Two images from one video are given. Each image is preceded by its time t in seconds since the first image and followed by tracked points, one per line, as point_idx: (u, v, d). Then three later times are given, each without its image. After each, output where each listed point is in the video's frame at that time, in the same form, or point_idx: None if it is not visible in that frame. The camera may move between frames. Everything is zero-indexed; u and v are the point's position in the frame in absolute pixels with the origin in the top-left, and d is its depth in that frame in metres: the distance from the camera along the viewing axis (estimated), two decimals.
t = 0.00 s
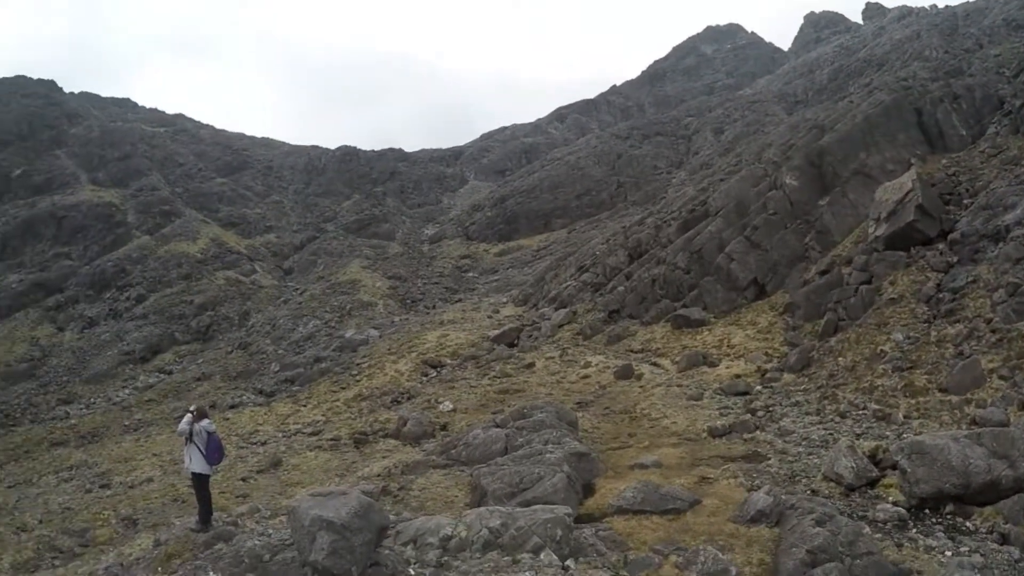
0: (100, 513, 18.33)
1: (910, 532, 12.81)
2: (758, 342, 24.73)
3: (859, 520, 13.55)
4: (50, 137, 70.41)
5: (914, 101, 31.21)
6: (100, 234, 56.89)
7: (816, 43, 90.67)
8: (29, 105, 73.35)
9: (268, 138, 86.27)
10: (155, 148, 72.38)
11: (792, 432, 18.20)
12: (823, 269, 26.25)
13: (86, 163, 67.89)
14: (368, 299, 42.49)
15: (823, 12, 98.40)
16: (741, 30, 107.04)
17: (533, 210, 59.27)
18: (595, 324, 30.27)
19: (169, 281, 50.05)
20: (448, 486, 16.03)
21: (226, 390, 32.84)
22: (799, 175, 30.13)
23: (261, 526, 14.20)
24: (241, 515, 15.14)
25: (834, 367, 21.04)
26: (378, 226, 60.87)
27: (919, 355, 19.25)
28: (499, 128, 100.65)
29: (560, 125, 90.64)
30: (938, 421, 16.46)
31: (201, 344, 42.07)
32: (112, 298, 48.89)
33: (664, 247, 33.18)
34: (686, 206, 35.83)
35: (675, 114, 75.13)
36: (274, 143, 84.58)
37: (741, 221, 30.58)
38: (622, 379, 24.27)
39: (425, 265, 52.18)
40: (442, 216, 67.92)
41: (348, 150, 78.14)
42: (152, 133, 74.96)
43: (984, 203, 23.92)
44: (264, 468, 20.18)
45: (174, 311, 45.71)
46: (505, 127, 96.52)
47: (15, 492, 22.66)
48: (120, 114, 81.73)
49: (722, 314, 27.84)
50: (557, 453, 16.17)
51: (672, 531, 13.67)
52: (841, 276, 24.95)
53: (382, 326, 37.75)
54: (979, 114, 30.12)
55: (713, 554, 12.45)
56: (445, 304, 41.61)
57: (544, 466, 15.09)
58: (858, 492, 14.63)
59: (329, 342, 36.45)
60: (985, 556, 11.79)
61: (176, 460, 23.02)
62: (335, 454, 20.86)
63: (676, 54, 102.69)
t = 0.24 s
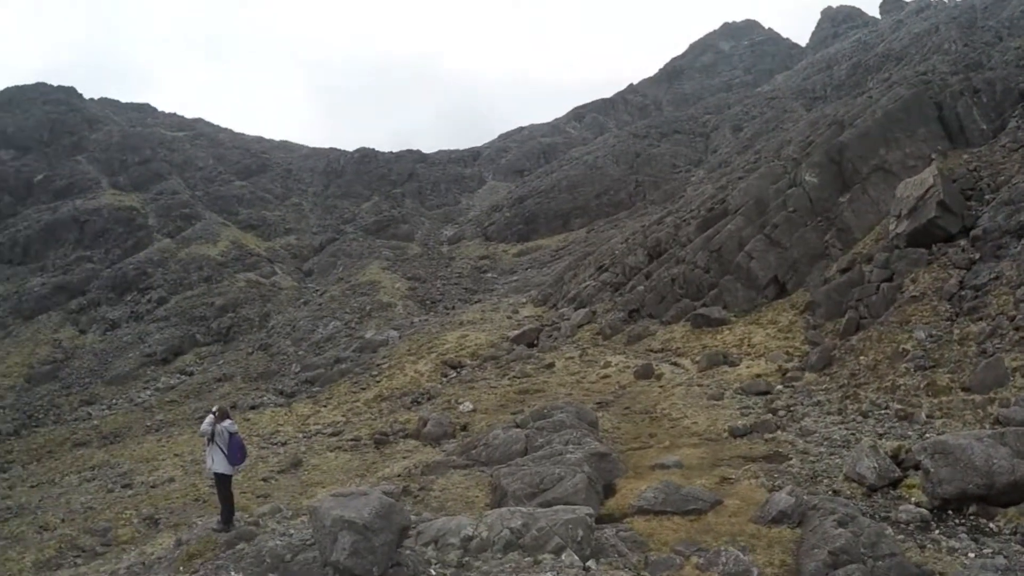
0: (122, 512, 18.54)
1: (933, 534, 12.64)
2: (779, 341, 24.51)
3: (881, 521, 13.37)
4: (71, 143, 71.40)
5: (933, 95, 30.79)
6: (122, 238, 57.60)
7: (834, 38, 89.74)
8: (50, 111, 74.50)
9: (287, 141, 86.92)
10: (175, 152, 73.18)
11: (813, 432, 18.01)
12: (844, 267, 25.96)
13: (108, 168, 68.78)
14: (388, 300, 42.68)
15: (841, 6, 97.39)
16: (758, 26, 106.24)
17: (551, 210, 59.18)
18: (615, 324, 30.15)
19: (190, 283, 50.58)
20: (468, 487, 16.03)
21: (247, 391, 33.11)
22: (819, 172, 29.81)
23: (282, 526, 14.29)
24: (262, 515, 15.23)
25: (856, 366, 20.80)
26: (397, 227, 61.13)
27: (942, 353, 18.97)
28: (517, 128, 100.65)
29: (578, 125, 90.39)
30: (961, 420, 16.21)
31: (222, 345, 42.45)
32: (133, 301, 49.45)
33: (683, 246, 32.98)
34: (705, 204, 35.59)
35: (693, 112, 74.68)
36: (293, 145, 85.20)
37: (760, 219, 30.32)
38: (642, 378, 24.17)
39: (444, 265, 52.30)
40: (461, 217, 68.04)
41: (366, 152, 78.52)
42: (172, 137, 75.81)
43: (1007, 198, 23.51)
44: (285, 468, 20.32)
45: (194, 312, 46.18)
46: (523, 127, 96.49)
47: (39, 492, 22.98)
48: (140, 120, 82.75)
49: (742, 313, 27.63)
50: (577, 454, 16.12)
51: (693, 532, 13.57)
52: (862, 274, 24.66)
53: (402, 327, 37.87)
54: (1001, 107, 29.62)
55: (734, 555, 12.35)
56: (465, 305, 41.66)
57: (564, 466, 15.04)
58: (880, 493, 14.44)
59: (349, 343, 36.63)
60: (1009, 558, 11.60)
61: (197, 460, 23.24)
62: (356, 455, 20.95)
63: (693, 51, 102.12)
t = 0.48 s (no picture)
0: (147, 509, 18.78)
1: (958, 533, 12.47)
2: (802, 336, 24.27)
3: (905, 519, 13.21)
4: (93, 147, 72.44)
5: (955, 84, 30.29)
6: (145, 239, 58.32)
7: (855, 28, 88.54)
8: (73, 116, 75.64)
9: (307, 141, 87.52)
10: (197, 154, 73.96)
11: (837, 428, 17.82)
12: (867, 261, 25.64)
13: (131, 171, 69.68)
14: (410, 298, 42.85)
15: None
16: (777, 18, 105.17)
17: (572, 206, 59.05)
18: (637, 320, 30.04)
19: (213, 283, 51.13)
20: (491, 483, 16.07)
21: (270, 390, 33.41)
22: (841, 165, 29.44)
23: (306, 523, 14.39)
24: (286, 512, 15.34)
25: (880, 361, 20.54)
26: (418, 225, 61.34)
27: (967, 348, 18.66)
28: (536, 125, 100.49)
29: (597, 121, 90.12)
30: (987, 417, 15.94)
31: (245, 344, 42.86)
32: (157, 301, 50.05)
33: (705, 241, 32.76)
34: (726, 199, 35.29)
35: (713, 106, 74.08)
36: (312, 146, 85.75)
37: (782, 213, 30.03)
38: (664, 374, 24.05)
39: (466, 263, 52.37)
40: (481, 215, 68.11)
41: (386, 151, 78.85)
42: (193, 140, 76.64)
43: None
44: (308, 465, 20.47)
45: (218, 312, 46.64)
46: (541, 124, 96.34)
47: (66, 489, 23.34)
48: (161, 123, 83.74)
49: (765, 308, 27.38)
50: (600, 450, 16.09)
51: (716, 529, 13.49)
52: (886, 268, 24.33)
53: (424, 325, 38.00)
54: None
55: (758, 552, 12.26)
56: (486, 302, 41.70)
57: (586, 463, 15.00)
58: (904, 490, 14.25)
59: (371, 341, 36.82)
60: None
61: (221, 457, 23.48)
62: (379, 452, 21.07)
63: (712, 45, 101.34)
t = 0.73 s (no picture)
0: (166, 507, 18.94)
1: (978, 533, 12.32)
2: (820, 333, 24.06)
3: (924, 518, 13.07)
4: (111, 149, 73.22)
5: (973, 77, 29.88)
6: (163, 240, 58.87)
7: (872, 21, 87.64)
8: (90, 119, 76.49)
9: (323, 142, 87.96)
10: (214, 156, 74.54)
11: (856, 426, 17.64)
12: (886, 257, 25.37)
13: (148, 172, 70.35)
14: (426, 296, 42.96)
15: None
16: (793, 13, 104.37)
17: (588, 204, 58.91)
18: (654, 317, 29.90)
19: (231, 283, 51.53)
20: (509, 482, 16.06)
21: (289, 388, 33.63)
22: (858, 160, 29.14)
23: (324, 521, 14.44)
24: (305, 510, 15.40)
25: (898, 359, 20.32)
26: (434, 224, 61.47)
27: (987, 345, 18.41)
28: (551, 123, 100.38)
29: (612, 118, 89.87)
30: (1008, 415, 15.71)
31: (263, 344, 43.16)
32: (175, 301, 50.49)
33: (722, 238, 32.55)
34: (743, 196, 35.04)
35: (729, 102, 73.62)
36: (328, 146, 86.17)
37: (800, 210, 29.77)
38: (681, 372, 23.94)
39: (482, 262, 52.42)
40: (497, 213, 68.13)
41: (402, 151, 79.09)
42: (210, 142, 77.27)
43: None
44: (327, 463, 20.57)
45: (236, 312, 46.99)
46: (557, 122, 96.23)
47: (86, 487, 23.59)
48: (178, 125, 84.49)
49: (782, 305, 27.16)
50: (618, 448, 16.03)
51: (734, 528, 13.41)
52: (905, 265, 24.07)
53: (441, 323, 38.08)
54: None
55: (776, 551, 12.16)
56: (503, 301, 41.71)
57: (604, 461, 14.95)
58: (923, 489, 14.10)
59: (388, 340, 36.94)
60: None
61: (239, 456, 23.65)
62: (397, 450, 21.12)
63: (727, 41, 100.75)
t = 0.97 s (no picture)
0: (181, 501, 19.09)
1: (994, 534, 12.18)
2: (837, 331, 23.86)
3: (939, 519, 12.94)
4: (127, 147, 73.87)
5: (992, 72, 29.48)
6: (179, 237, 59.32)
7: (889, 15, 86.76)
8: (107, 117, 77.19)
9: (338, 138, 88.29)
10: (229, 153, 75.01)
11: (871, 426, 17.49)
12: (903, 255, 25.11)
13: (164, 169, 70.88)
14: (441, 293, 43.05)
15: None
16: (809, 8, 103.54)
17: (603, 200, 58.74)
18: (669, 314, 29.79)
19: (247, 279, 51.87)
20: (523, 478, 16.07)
21: (304, 384, 33.83)
22: (875, 157, 28.85)
23: (339, 515, 14.50)
24: (320, 505, 15.47)
25: (915, 358, 20.12)
26: (450, 221, 61.55)
27: (1005, 344, 18.17)
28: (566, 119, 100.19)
29: (627, 114, 89.57)
30: None
31: (278, 339, 43.43)
32: (191, 297, 50.87)
33: (737, 235, 32.35)
34: (759, 192, 34.80)
35: (744, 98, 73.15)
36: (343, 142, 86.48)
37: (816, 206, 29.53)
38: (697, 370, 23.84)
39: (497, 258, 52.44)
40: (512, 210, 68.12)
41: (417, 147, 79.21)
42: (226, 139, 77.77)
43: None
44: (341, 458, 20.67)
45: (251, 308, 47.27)
46: (571, 118, 96.04)
47: (102, 481, 23.84)
48: (194, 123, 85.06)
49: (799, 303, 26.98)
50: (632, 445, 15.99)
51: (748, 526, 13.34)
52: (922, 263, 23.82)
53: (456, 320, 38.15)
54: None
55: (790, 550, 12.09)
56: (517, 297, 41.70)
57: (619, 458, 14.90)
58: (939, 490, 13.96)
59: (403, 336, 37.04)
60: None
61: (254, 450, 23.82)
62: (411, 445, 21.19)
63: (742, 36, 100.11)
